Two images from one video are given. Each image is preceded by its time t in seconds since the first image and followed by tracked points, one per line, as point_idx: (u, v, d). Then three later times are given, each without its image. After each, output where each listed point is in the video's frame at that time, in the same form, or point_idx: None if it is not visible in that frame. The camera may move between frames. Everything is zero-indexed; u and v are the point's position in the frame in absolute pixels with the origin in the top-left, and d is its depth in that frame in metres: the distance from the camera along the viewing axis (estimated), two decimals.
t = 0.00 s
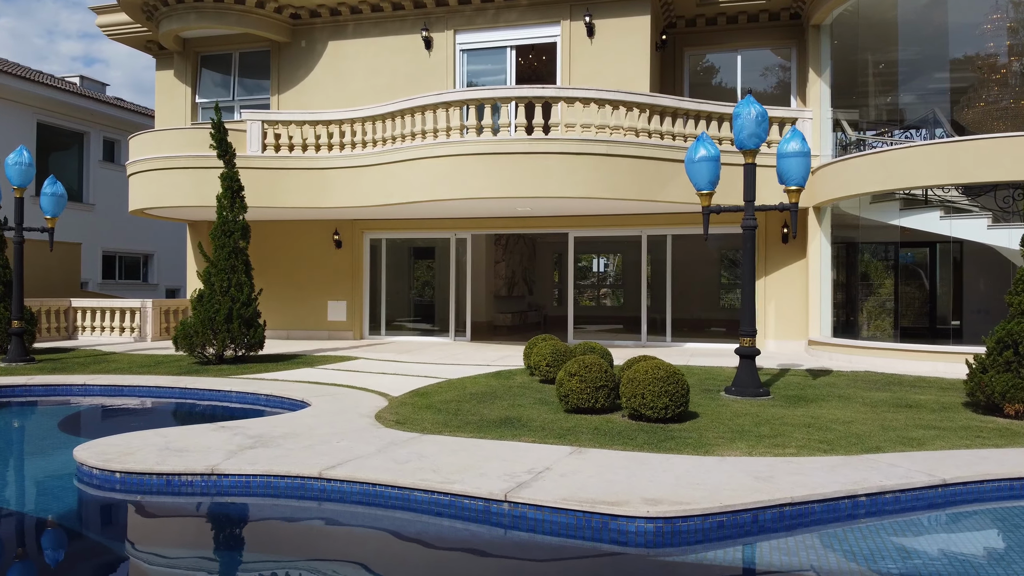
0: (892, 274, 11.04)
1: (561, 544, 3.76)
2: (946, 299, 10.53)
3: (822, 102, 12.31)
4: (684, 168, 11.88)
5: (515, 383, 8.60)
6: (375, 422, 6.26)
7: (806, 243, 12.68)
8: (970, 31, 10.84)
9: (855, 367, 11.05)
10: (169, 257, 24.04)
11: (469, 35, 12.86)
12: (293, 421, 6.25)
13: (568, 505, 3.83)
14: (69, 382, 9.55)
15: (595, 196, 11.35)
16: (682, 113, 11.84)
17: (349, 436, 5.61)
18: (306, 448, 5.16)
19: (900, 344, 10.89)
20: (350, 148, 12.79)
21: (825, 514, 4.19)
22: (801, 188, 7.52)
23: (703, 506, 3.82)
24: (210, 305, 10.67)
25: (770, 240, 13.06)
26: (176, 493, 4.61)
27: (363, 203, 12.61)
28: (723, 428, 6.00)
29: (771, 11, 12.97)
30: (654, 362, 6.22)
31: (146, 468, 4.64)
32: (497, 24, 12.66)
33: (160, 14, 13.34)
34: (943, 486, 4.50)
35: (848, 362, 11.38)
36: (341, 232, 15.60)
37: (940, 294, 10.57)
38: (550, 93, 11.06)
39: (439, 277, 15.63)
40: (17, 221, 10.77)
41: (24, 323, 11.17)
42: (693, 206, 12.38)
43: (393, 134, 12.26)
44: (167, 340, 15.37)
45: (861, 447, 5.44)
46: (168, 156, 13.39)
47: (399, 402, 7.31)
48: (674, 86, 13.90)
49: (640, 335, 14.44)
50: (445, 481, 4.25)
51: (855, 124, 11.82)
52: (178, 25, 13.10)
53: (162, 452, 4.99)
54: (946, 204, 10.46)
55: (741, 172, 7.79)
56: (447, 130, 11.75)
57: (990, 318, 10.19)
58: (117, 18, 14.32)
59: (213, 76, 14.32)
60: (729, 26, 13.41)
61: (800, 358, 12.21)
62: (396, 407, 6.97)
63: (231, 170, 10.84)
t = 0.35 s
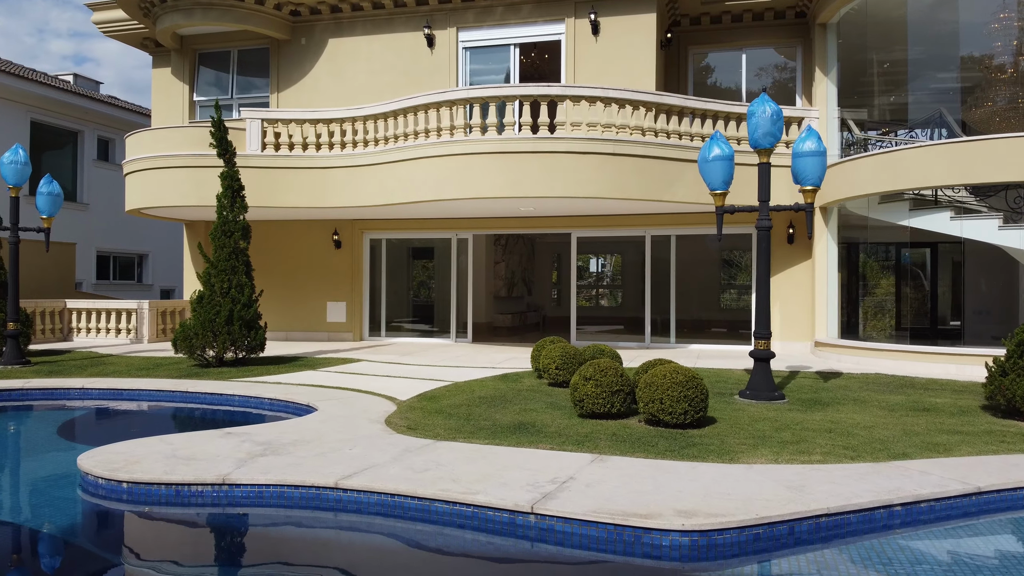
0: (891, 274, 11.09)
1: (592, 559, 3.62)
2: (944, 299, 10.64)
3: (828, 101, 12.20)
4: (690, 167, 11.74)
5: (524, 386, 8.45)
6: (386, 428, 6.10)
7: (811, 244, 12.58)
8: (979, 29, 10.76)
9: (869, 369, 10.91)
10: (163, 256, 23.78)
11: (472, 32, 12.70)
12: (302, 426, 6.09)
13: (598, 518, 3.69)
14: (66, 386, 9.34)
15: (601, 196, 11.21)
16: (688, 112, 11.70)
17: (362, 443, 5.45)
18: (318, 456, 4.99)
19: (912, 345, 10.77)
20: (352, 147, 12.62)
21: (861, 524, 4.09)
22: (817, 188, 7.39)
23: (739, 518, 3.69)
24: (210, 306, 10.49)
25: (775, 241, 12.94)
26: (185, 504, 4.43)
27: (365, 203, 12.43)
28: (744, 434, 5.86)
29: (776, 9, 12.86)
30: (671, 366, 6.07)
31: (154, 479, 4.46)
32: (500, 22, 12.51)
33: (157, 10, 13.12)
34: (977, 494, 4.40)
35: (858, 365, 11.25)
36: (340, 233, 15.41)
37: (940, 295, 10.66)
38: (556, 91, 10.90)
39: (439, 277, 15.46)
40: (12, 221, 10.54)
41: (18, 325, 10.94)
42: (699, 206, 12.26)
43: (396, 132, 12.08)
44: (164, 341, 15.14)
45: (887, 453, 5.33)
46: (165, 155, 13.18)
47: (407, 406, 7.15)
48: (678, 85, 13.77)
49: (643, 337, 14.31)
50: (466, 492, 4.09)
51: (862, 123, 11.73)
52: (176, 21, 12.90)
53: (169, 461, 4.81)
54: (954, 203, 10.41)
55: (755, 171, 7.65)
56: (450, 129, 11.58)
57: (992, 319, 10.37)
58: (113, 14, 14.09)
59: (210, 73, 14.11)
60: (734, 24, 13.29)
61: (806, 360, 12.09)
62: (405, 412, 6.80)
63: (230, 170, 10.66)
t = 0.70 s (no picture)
0: (891, 275, 11.06)
1: None
2: (945, 300, 10.54)
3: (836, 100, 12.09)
4: (697, 167, 11.58)
5: (535, 390, 8.29)
6: (399, 435, 5.92)
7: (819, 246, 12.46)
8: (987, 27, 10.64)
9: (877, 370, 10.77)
10: (158, 257, 23.50)
11: (476, 29, 12.52)
12: (314, 433, 5.91)
13: (635, 533, 3.52)
14: (64, 390, 9.12)
15: (608, 196, 11.05)
16: (696, 111, 11.55)
17: (378, 451, 5.28)
18: (334, 466, 4.82)
19: (923, 347, 10.67)
20: (353, 146, 12.41)
21: (903, 537, 3.96)
22: (835, 188, 7.25)
23: (783, 532, 3.54)
24: (211, 308, 10.30)
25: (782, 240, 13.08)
26: (197, 517, 4.25)
27: (367, 203, 12.22)
28: (768, 441, 5.71)
29: (783, 8, 12.74)
30: (692, 371, 5.92)
31: (165, 489, 4.28)
32: (504, 20, 12.34)
33: (155, 7, 12.90)
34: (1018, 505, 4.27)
35: (868, 366, 11.11)
36: (340, 233, 15.22)
37: (942, 296, 10.56)
38: (563, 89, 10.74)
39: (439, 277, 15.28)
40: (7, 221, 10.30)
41: (14, 328, 10.70)
42: (706, 206, 12.13)
43: (399, 131, 11.89)
44: (161, 343, 14.90)
45: (918, 462, 5.19)
46: (163, 154, 12.95)
47: (418, 412, 6.98)
48: (683, 83, 13.64)
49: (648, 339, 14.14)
50: (494, 505, 3.92)
51: (871, 123, 11.62)
52: (175, 18, 12.68)
53: (180, 471, 4.63)
54: (966, 203, 10.27)
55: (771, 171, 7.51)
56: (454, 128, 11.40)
57: (996, 319, 10.15)
58: (109, 10, 13.85)
59: (209, 71, 13.89)
60: (740, 22, 13.17)
61: (815, 362, 11.92)
62: (417, 418, 6.63)
63: (230, 169, 10.46)
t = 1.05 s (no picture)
0: (891, 275, 11.05)
1: None
2: (937, 300, 10.60)
3: (843, 100, 11.98)
4: (704, 167, 11.44)
5: (545, 393, 8.14)
6: (412, 441, 5.77)
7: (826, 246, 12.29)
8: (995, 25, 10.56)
9: (886, 373, 10.62)
10: (152, 257, 23.23)
11: (479, 27, 12.37)
12: (325, 440, 5.75)
13: (673, 547, 3.38)
14: (62, 394, 8.91)
15: (615, 196, 10.90)
16: (703, 110, 11.42)
17: (393, 458, 5.13)
18: (349, 475, 4.65)
19: (934, 349, 10.55)
20: (355, 145, 12.24)
21: (943, 548, 3.84)
22: (852, 188, 7.13)
23: (826, 547, 3.41)
24: (212, 310, 10.12)
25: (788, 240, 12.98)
26: (209, 529, 4.09)
27: (370, 203, 12.06)
28: (791, 447, 5.57)
29: (789, 6, 12.63)
30: (713, 376, 5.79)
31: (176, 501, 4.11)
32: (508, 17, 12.19)
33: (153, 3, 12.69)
34: None
35: (876, 369, 10.96)
36: (340, 233, 15.04)
37: (942, 296, 10.57)
38: (569, 88, 10.60)
39: (440, 278, 15.11)
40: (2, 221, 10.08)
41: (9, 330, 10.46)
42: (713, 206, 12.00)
43: (402, 130, 11.71)
44: (158, 345, 14.67)
45: (948, 469, 5.08)
46: (160, 153, 12.73)
47: (429, 417, 6.82)
48: (688, 83, 13.52)
49: (652, 340, 13.99)
50: (521, 517, 3.77)
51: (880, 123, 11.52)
52: (173, 15, 12.47)
53: (191, 482, 4.46)
54: (976, 205, 10.19)
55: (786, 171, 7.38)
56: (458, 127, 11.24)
57: (996, 320, 10.12)
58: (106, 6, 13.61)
59: (207, 69, 13.69)
60: (745, 21, 13.06)
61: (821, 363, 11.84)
62: (428, 423, 6.47)
63: (230, 168, 10.27)
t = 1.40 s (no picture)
0: (892, 276, 11.08)
1: None
2: (933, 301, 10.67)
3: (852, 99, 11.86)
4: (713, 166, 11.30)
5: (557, 398, 7.99)
6: (428, 449, 5.60)
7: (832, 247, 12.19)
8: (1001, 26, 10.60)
9: (899, 374, 10.41)
10: (147, 257, 22.94)
11: (484, 25, 12.20)
12: (338, 448, 5.57)
13: (717, 565, 3.22)
14: (61, 398, 8.68)
15: (623, 196, 10.75)
16: (711, 109, 11.29)
17: (411, 467, 4.96)
18: (368, 486, 4.47)
19: (946, 351, 10.43)
20: (358, 144, 12.05)
21: (990, 561, 3.70)
22: (872, 189, 7.00)
23: (877, 563, 3.26)
24: (213, 312, 9.91)
25: (795, 240, 12.87)
26: (225, 545, 3.90)
27: (373, 203, 11.87)
28: (819, 455, 5.43)
29: (796, 5, 12.51)
30: (736, 382, 5.65)
31: (190, 515, 3.93)
32: (513, 15, 12.03)
33: None
34: None
35: (888, 371, 10.79)
36: (340, 233, 14.85)
37: (943, 297, 10.57)
38: (577, 86, 10.45)
39: (441, 278, 14.93)
40: None
41: (4, 332, 10.21)
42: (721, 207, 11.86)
43: (405, 129, 11.52)
44: (155, 347, 14.42)
45: (982, 477, 4.95)
46: (159, 151, 12.50)
47: (442, 423, 6.66)
48: (693, 82, 13.39)
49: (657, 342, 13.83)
50: (554, 532, 3.60)
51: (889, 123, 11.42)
52: (172, 11, 12.26)
53: (204, 494, 4.27)
54: (989, 207, 10.10)
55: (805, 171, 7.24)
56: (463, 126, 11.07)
57: (998, 321, 10.12)
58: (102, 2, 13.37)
59: (205, 66, 13.48)
60: (751, 20, 12.94)
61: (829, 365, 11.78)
62: (442, 430, 6.31)
63: (232, 167, 10.07)
